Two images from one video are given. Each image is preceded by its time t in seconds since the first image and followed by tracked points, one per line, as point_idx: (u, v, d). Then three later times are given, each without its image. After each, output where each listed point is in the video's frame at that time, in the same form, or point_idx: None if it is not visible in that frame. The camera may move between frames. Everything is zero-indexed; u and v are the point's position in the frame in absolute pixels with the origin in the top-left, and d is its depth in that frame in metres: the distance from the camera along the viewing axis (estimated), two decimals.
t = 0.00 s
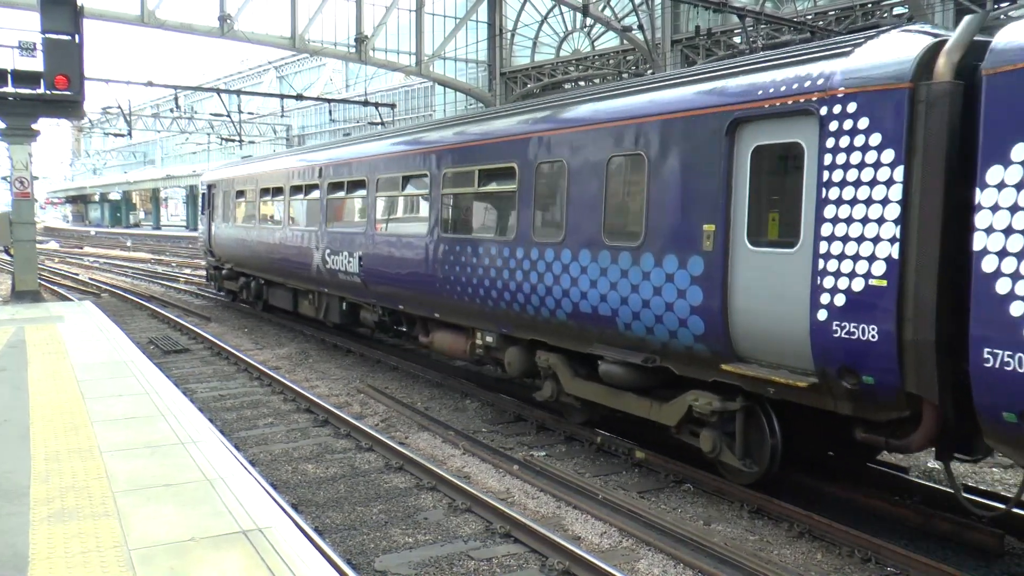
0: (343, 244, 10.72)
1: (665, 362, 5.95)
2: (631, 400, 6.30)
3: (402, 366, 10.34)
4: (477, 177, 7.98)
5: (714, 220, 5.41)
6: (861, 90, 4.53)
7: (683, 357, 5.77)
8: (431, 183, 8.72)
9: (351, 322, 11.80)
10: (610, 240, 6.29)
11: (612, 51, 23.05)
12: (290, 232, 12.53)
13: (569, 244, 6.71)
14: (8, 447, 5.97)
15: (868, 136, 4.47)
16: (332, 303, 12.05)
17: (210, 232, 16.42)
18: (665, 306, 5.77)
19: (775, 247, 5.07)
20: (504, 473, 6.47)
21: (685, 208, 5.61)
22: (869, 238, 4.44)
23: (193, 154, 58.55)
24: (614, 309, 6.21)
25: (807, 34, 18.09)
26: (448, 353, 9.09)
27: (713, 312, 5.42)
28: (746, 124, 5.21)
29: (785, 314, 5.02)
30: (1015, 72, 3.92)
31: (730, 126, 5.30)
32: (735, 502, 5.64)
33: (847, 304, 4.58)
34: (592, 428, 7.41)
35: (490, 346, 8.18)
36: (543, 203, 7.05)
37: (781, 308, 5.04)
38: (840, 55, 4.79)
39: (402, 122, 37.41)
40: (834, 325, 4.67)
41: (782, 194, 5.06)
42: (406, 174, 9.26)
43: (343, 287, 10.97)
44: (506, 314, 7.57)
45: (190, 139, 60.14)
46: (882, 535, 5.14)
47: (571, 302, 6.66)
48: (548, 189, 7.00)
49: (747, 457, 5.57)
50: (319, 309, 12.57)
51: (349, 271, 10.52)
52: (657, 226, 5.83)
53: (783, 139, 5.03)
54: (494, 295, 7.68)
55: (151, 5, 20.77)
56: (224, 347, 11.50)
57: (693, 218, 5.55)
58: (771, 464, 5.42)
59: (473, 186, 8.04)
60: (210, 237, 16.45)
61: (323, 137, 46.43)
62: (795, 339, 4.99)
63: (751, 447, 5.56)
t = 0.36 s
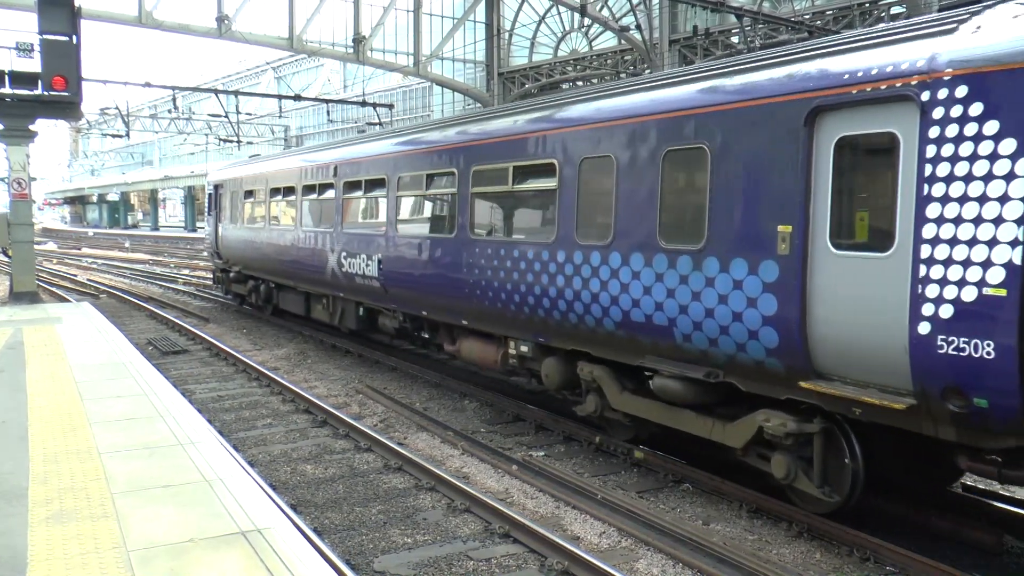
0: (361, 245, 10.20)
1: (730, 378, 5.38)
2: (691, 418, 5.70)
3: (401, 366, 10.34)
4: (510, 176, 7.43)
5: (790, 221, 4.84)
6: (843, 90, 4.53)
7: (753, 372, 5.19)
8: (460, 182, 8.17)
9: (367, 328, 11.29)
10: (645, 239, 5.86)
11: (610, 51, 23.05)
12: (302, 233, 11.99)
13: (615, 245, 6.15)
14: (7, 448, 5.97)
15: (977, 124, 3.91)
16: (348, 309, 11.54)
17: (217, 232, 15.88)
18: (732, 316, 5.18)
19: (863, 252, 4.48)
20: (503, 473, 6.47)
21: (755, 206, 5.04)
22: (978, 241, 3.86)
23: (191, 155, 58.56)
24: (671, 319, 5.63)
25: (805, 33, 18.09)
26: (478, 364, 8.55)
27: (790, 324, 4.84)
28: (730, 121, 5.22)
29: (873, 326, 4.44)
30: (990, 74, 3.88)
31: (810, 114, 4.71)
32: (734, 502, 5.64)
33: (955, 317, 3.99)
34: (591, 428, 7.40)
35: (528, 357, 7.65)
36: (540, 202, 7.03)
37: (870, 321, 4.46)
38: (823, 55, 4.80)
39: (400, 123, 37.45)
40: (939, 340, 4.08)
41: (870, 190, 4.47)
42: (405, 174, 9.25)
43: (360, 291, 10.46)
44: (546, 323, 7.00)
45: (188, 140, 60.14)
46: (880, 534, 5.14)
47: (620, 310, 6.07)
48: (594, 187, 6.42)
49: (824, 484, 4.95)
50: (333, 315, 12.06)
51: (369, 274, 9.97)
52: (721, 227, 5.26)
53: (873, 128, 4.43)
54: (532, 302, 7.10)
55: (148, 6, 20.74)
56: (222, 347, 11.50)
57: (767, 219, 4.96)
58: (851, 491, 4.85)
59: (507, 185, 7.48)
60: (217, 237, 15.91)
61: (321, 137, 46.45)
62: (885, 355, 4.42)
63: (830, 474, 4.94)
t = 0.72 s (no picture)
0: (381, 246, 9.69)
1: (809, 398, 4.83)
2: (762, 442, 5.13)
3: (399, 366, 10.34)
4: (552, 172, 6.87)
5: (887, 222, 4.26)
6: (837, 89, 4.53)
7: (809, 385, 4.82)
8: (493, 179, 7.64)
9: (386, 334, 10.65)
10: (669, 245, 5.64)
11: (609, 51, 23.05)
12: (317, 233, 11.49)
13: (643, 250, 5.85)
14: (6, 448, 5.97)
15: None
16: (366, 313, 10.90)
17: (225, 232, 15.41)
18: (783, 323, 4.82)
19: (980, 258, 3.94)
20: (502, 473, 6.47)
21: (843, 206, 4.48)
22: None
23: (190, 155, 58.56)
24: (711, 326, 5.28)
25: (803, 33, 18.10)
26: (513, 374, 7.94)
27: (888, 339, 4.27)
28: (727, 121, 5.22)
29: (992, 341, 3.89)
30: (983, 74, 3.86)
31: (913, 100, 4.16)
32: (733, 501, 5.65)
33: None
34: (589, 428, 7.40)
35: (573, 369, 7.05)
36: (539, 201, 7.02)
37: (974, 335, 3.96)
38: (818, 53, 4.80)
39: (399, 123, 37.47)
40: None
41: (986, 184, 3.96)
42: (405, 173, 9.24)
43: (381, 296, 9.91)
44: (588, 332, 6.48)
45: (186, 140, 60.12)
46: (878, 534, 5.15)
47: (658, 316, 5.70)
48: (652, 184, 5.83)
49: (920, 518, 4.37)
50: (349, 319, 11.42)
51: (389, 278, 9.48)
52: (801, 229, 4.71)
53: (984, 116, 3.92)
54: (560, 308, 6.72)
55: (147, 6, 20.73)
56: (221, 347, 11.50)
57: (862, 218, 4.38)
58: (953, 524, 4.28)
59: (548, 181, 6.92)
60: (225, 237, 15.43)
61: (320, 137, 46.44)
62: (993, 374, 3.93)
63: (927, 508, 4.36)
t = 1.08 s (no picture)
0: (405, 249, 9.12)
1: (906, 423, 4.30)
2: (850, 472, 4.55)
3: (398, 365, 10.34)
4: (601, 168, 6.28)
5: (1014, 225, 3.69)
6: (837, 88, 4.53)
7: (798, 384, 4.84)
8: (532, 176, 7.09)
9: (407, 341, 10.06)
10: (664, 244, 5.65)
11: (609, 50, 23.04)
12: (332, 233, 10.94)
13: (638, 249, 5.87)
14: (5, 446, 5.97)
15: None
16: (386, 318, 10.32)
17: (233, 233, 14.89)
18: (772, 323, 4.86)
19: None
20: (501, 472, 6.47)
21: (958, 203, 3.93)
22: None
23: (190, 154, 58.55)
24: (702, 326, 5.33)
25: (803, 33, 18.10)
26: (553, 387, 7.35)
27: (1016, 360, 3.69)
28: (726, 120, 5.22)
29: None
30: (980, 74, 3.85)
31: None
32: (732, 502, 5.65)
33: None
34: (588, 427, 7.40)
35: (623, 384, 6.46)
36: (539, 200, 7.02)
37: None
38: (819, 53, 4.79)
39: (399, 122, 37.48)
40: None
41: None
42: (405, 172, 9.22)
43: (402, 300, 9.35)
44: (589, 332, 6.44)
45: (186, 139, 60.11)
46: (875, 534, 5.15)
47: (653, 316, 5.72)
48: (725, 180, 5.24)
49: None
50: (367, 324, 10.86)
51: (413, 281, 8.90)
52: (903, 231, 4.16)
53: None
54: (557, 307, 6.72)
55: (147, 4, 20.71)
56: (220, 346, 11.50)
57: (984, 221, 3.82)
58: None
59: (595, 178, 6.34)
60: (234, 238, 14.89)
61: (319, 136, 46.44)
62: None
63: None
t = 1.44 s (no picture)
0: (430, 252, 8.70)
1: None
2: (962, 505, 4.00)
3: (398, 364, 10.34)
4: (661, 162, 5.71)
5: None
6: (840, 87, 4.51)
7: (788, 383, 4.89)
8: (578, 172, 6.53)
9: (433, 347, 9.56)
10: (662, 243, 5.69)
11: (609, 49, 23.05)
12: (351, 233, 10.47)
13: (638, 249, 5.88)
14: (3, 444, 5.97)
15: None
16: (409, 323, 9.85)
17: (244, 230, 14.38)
18: (764, 322, 4.91)
19: None
20: (500, 471, 6.47)
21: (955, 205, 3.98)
22: None
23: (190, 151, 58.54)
24: (696, 324, 5.38)
25: (804, 33, 18.10)
26: (597, 400, 6.78)
27: None
28: (725, 119, 5.23)
29: None
30: (981, 73, 3.84)
31: None
32: (731, 501, 5.64)
33: None
34: (587, 426, 7.40)
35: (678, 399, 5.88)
36: (540, 198, 7.03)
37: None
38: (824, 51, 4.77)
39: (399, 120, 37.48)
40: None
41: None
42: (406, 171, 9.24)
43: (428, 304, 8.88)
44: (589, 331, 6.46)
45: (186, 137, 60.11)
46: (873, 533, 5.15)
47: (652, 315, 5.74)
48: (809, 177, 4.70)
49: None
50: (388, 328, 10.37)
51: (441, 285, 8.45)
52: None
53: None
54: (558, 306, 6.74)
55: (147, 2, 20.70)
56: (219, 344, 11.49)
57: None
58: None
59: (653, 174, 5.78)
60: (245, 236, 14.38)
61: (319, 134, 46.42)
62: None
63: None
